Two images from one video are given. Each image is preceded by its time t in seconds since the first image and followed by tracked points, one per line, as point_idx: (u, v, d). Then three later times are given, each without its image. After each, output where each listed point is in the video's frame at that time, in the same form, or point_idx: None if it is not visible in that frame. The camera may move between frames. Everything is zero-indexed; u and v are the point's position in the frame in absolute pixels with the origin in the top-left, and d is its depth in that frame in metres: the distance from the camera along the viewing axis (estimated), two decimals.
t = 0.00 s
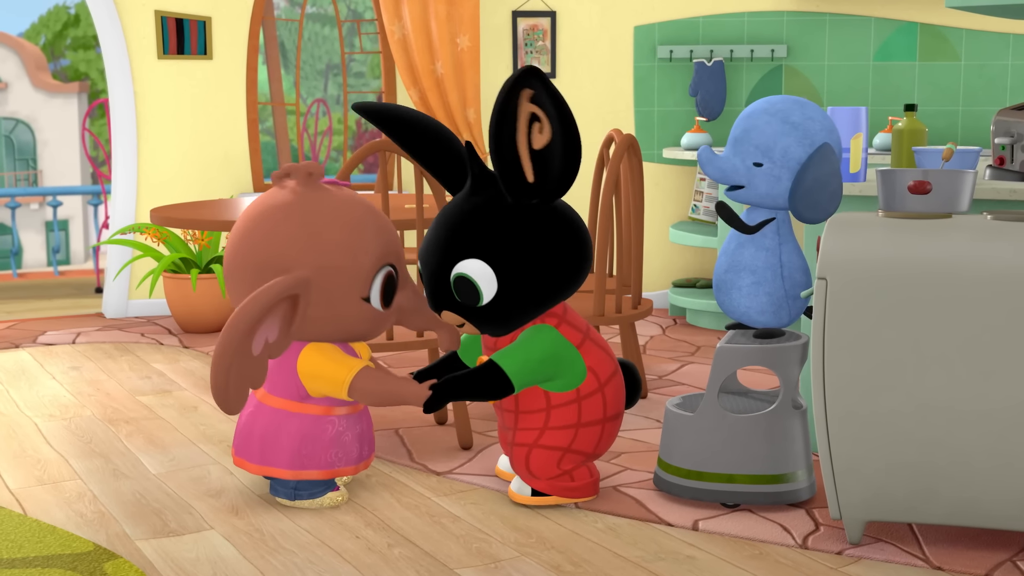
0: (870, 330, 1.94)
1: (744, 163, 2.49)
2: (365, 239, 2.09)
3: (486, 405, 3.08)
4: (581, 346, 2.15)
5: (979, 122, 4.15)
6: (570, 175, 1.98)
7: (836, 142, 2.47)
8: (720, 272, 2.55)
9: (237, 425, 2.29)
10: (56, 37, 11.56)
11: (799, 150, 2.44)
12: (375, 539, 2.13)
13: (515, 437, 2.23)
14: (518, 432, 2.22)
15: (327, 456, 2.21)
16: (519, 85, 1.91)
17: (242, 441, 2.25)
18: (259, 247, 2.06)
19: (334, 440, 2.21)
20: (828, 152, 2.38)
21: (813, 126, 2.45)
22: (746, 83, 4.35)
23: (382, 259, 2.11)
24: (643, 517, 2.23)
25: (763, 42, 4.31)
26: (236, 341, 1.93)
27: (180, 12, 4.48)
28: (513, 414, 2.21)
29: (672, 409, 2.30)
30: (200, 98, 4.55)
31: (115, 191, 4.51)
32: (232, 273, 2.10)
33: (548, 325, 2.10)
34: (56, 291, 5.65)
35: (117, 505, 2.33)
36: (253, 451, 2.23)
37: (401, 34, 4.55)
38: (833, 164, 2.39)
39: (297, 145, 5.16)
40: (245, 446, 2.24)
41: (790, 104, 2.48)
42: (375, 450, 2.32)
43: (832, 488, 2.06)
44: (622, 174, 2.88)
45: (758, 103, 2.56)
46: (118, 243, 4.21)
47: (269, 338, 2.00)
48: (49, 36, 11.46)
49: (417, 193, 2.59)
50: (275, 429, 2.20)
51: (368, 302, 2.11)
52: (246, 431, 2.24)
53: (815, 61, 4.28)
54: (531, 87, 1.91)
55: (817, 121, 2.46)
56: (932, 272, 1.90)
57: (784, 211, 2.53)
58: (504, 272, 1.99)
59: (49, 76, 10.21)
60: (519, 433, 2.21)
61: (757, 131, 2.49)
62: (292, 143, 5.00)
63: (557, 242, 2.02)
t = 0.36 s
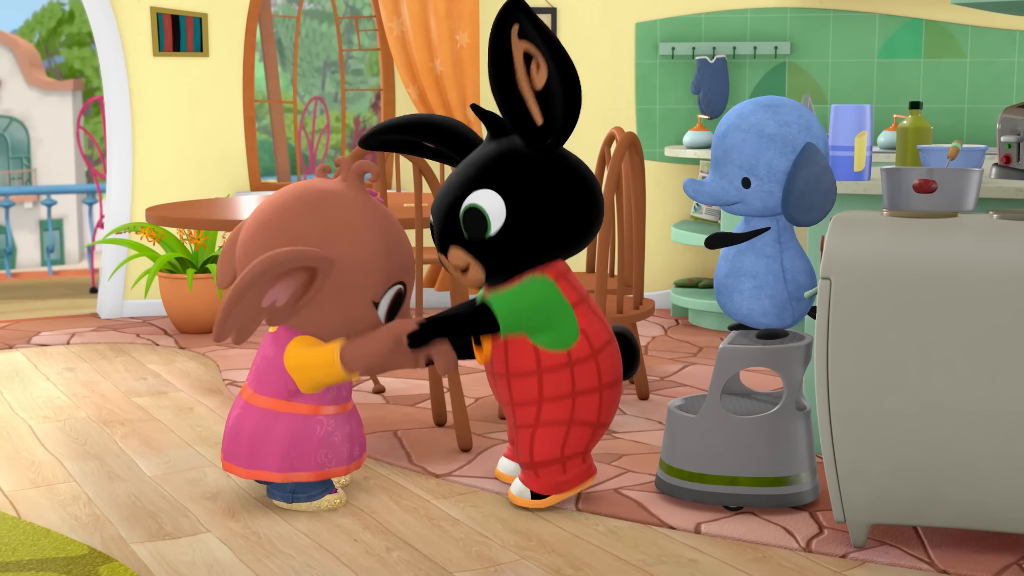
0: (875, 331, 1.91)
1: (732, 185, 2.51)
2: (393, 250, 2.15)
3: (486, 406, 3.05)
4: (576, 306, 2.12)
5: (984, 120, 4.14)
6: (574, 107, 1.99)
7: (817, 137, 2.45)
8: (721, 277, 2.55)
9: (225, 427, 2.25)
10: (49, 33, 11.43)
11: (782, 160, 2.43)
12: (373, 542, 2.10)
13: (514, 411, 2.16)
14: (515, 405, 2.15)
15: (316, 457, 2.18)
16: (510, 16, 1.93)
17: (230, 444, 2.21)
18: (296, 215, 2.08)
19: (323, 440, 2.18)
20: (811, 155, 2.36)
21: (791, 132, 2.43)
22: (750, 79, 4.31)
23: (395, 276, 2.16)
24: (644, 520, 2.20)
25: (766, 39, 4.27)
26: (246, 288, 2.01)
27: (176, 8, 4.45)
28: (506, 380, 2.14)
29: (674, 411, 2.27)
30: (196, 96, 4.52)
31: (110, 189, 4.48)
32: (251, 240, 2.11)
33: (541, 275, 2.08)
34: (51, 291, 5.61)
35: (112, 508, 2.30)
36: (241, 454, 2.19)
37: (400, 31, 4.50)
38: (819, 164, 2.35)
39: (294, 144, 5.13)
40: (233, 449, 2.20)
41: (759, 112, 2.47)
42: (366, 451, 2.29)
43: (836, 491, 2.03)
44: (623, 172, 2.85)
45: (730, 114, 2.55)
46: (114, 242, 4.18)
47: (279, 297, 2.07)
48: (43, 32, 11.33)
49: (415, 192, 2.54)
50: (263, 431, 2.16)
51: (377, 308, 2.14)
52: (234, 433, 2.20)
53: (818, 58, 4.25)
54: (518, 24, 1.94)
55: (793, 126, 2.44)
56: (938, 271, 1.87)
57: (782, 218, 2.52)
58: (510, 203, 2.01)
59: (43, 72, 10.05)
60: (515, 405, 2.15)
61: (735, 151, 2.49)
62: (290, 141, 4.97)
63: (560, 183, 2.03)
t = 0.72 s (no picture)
0: (879, 331, 1.87)
1: (733, 186, 2.47)
2: (337, 211, 2.08)
3: (485, 408, 3.02)
4: (581, 342, 2.17)
5: (990, 118, 4.16)
6: (602, 164, 1.99)
7: (817, 135, 2.42)
8: (723, 278, 2.51)
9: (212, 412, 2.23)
10: (44, 30, 10.71)
11: (784, 159, 2.40)
12: (371, 545, 2.08)
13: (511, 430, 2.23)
14: (514, 420, 2.22)
15: (301, 450, 2.15)
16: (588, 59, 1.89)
17: (215, 432, 2.18)
18: (233, 228, 2.01)
19: (310, 432, 2.14)
20: (812, 152, 2.33)
21: (791, 130, 2.40)
22: (753, 77, 4.28)
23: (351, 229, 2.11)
24: (646, 522, 2.17)
25: (769, 36, 4.24)
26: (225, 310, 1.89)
27: (172, 5, 4.41)
28: (506, 402, 2.21)
29: (675, 413, 2.24)
30: (193, 94, 4.49)
31: (105, 188, 4.45)
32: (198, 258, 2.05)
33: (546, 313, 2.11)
34: (45, 291, 5.58)
35: (107, 511, 2.27)
36: (226, 443, 2.16)
37: (398, 28, 4.49)
38: (822, 161, 2.31)
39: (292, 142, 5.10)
40: (218, 437, 2.17)
41: (759, 111, 2.44)
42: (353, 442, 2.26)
43: (840, 493, 1.99)
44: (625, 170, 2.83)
45: (729, 114, 2.52)
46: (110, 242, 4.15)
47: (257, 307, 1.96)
48: (37, 29, 10.63)
49: (414, 191, 2.51)
50: (251, 419, 2.13)
51: (347, 268, 2.09)
52: (220, 421, 2.17)
53: (822, 56, 4.23)
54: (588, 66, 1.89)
55: (794, 124, 2.41)
56: (942, 271, 1.83)
57: (785, 217, 2.48)
58: (519, 246, 1.98)
59: (38, 69, 9.61)
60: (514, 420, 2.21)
61: (736, 151, 2.45)
62: (288, 139, 4.94)
63: (575, 228, 2.01)
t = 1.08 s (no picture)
0: (883, 332, 1.83)
1: (738, 179, 2.41)
2: (378, 233, 2.07)
3: (485, 409, 3.00)
4: (580, 335, 2.14)
5: (995, 116, 4.16)
6: (575, 146, 1.92)
7: (827, 135, 2.37)
8: (724, 275, 2.43)
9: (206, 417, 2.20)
10: (39, 27, 9.96)
11: (792, 155, 2.34)
12: (370, 548, 2.05)
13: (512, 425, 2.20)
14: (514, 416, 2.19)
15: (298, 457, 2.13)
16: (525, 50, 1.82)
17: (211, 438, 2.15)
18: (273, 224, 2.00)
19: (306, 440, 2.13)
20: (821, 150, 2.28)
21: (801, 127, 2.35)
22: (755, 75, 4.25)
23: (389, 257, 2.09)
24: (648, 525, 2.15)
25: (772, 33, 4.22)
26: (245, 304, 1.88)
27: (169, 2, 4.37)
28: (506, 397, 2.19)
29: (676, 414, 2.21)
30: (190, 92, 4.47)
31: (101, 187, 4.42)
32: (233, 247, 2.03)
33: (546, 306, 2.10)
34: (39, 291, 5.56)
35: (103, 513, 2.25)
36: (222, 450, 2.13)
37: (397, 26, 4.46)
38: (830, 160, 2.27)
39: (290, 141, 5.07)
40: (214, 444, 2.14)
41: (769, 106, 2.39)
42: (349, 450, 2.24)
43: (843, 495, 1.95)
44: (625, 168, 2.80)
45: (738, 108, 2.47)
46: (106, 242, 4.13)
47: (274, 308, 1.96)
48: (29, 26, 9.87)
49: (413, 191, 2.48)
50: (247, 426, 2.11)
51: (371, 297, 2.06)
52: (215, 427, 2.14)
53: (825, 53, 4.21)
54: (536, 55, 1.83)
55: (804, 121, 2.36)
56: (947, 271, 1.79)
57: (789, 215, 2.42)
58: (504, 244, 1.96)
59: (33, 67, 9.57)
60: (515, 416, 2.19)
61: (744, 144, 2.40)
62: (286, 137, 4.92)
63: (558, 216, 1.99)
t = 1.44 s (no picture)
0: (887, 332, 1.80)
1: (737, 183, 2.30)
2: (375, 217, 2.05)
3: (485, 410, 2.98)
4: (581, 330, 2.12)
5: (999, 114, 4.14)
6: (615, 144, 1.93)
7: (825, 134, 2.27)
8: (725, 278, 2.31)
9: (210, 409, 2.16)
10: (35, 25, 9.80)
11: (791, 157, 2.24)
12: (368, 550, 2.03)
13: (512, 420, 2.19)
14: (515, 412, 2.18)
15: (304, 444, 2.08)
16: (591, 33, 1.83)
17: (216, 428, 2.11)
18: (269, 203, 1.99)
19: (313, 426, 2.08)
20: (819, 151, 2.19)
21: (798, 128, 2.24)
22: (757, 74, 4.24)
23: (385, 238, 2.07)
24: (649, 527, 2.13)
25: (774, 31, 4.20)
26: (232, 279, 1.88)
27: None
28: (506, 391, 2.17)
29: (677, 414, 2.19)
30: (188, 90, 4.45)
31: (98, 186, 4.40)
32: (230, 230, 2.01)
33: (545, 298, 2.07)
34: (34, 291, 5.54)
35: (99, 515, 2.23)
36: (228, 439, 2.08)
37: (396, 24, 4.44)
38: (829, 160, 2.20)
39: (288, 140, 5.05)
40: (219, 434, 2.10)
41: (765, 108, 2.28)
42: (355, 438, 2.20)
43: (846, 497, 1.92)
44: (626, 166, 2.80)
45: (733, 110, 2.35)
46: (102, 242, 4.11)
47: (265, 285, 1.96)
48: (28, 26, 9.74)
49: (413, 189, 2.46)
50: (251, 414, 2.06)
51: (366, 282, 2.05)
52: (220, 418, 2.10)
53: (828, 51, 4.19)
54: (599, 41, 1.84)
55: (801, 121, 2.25)
56: (951, 271, 1.76)
57: (790, 217, 2.30)
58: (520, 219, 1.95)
59: (29, 65, 9.58)
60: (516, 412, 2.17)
61: (741, 148, 2.29)
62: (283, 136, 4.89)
63: (576, 206, 1.98)
